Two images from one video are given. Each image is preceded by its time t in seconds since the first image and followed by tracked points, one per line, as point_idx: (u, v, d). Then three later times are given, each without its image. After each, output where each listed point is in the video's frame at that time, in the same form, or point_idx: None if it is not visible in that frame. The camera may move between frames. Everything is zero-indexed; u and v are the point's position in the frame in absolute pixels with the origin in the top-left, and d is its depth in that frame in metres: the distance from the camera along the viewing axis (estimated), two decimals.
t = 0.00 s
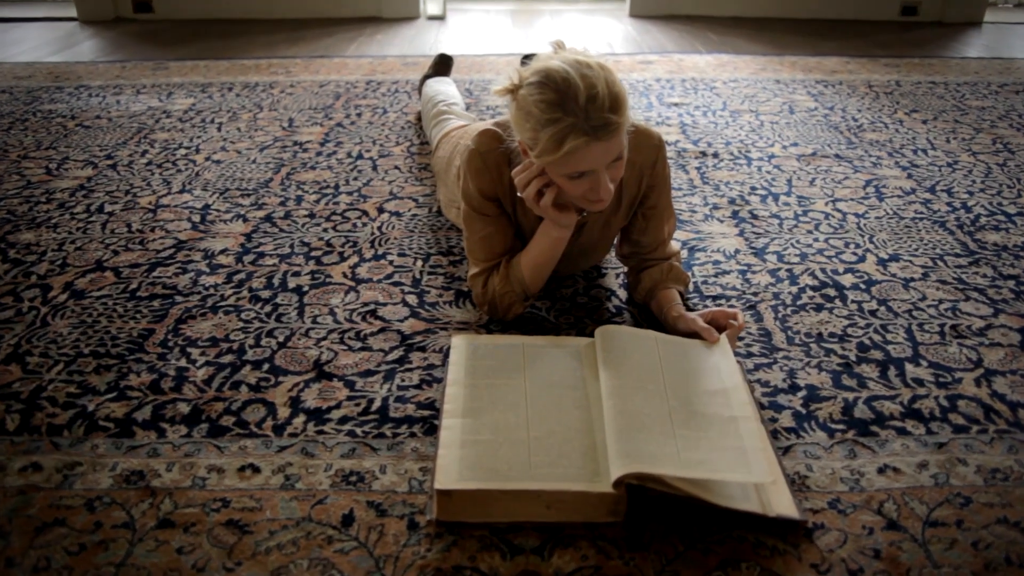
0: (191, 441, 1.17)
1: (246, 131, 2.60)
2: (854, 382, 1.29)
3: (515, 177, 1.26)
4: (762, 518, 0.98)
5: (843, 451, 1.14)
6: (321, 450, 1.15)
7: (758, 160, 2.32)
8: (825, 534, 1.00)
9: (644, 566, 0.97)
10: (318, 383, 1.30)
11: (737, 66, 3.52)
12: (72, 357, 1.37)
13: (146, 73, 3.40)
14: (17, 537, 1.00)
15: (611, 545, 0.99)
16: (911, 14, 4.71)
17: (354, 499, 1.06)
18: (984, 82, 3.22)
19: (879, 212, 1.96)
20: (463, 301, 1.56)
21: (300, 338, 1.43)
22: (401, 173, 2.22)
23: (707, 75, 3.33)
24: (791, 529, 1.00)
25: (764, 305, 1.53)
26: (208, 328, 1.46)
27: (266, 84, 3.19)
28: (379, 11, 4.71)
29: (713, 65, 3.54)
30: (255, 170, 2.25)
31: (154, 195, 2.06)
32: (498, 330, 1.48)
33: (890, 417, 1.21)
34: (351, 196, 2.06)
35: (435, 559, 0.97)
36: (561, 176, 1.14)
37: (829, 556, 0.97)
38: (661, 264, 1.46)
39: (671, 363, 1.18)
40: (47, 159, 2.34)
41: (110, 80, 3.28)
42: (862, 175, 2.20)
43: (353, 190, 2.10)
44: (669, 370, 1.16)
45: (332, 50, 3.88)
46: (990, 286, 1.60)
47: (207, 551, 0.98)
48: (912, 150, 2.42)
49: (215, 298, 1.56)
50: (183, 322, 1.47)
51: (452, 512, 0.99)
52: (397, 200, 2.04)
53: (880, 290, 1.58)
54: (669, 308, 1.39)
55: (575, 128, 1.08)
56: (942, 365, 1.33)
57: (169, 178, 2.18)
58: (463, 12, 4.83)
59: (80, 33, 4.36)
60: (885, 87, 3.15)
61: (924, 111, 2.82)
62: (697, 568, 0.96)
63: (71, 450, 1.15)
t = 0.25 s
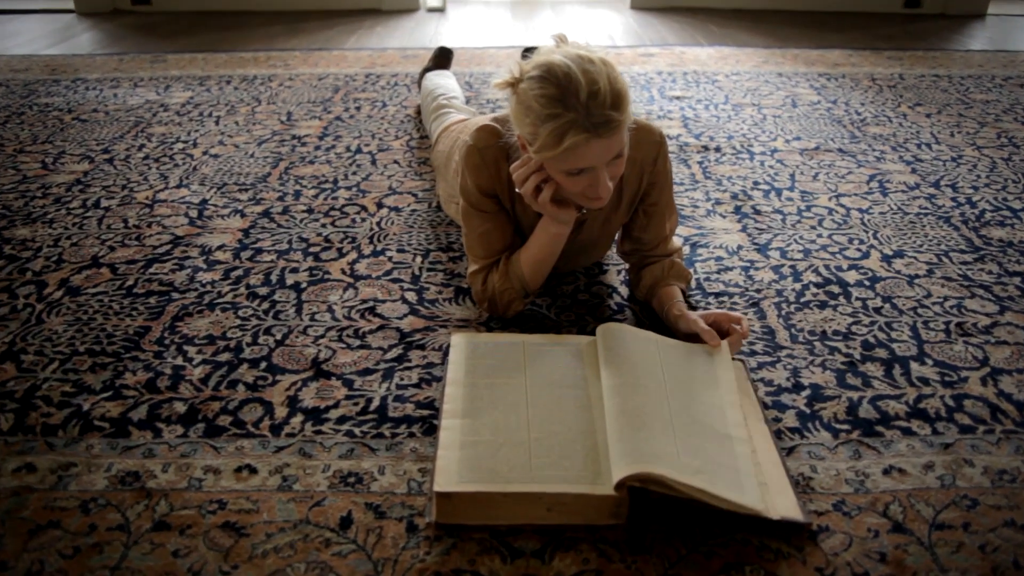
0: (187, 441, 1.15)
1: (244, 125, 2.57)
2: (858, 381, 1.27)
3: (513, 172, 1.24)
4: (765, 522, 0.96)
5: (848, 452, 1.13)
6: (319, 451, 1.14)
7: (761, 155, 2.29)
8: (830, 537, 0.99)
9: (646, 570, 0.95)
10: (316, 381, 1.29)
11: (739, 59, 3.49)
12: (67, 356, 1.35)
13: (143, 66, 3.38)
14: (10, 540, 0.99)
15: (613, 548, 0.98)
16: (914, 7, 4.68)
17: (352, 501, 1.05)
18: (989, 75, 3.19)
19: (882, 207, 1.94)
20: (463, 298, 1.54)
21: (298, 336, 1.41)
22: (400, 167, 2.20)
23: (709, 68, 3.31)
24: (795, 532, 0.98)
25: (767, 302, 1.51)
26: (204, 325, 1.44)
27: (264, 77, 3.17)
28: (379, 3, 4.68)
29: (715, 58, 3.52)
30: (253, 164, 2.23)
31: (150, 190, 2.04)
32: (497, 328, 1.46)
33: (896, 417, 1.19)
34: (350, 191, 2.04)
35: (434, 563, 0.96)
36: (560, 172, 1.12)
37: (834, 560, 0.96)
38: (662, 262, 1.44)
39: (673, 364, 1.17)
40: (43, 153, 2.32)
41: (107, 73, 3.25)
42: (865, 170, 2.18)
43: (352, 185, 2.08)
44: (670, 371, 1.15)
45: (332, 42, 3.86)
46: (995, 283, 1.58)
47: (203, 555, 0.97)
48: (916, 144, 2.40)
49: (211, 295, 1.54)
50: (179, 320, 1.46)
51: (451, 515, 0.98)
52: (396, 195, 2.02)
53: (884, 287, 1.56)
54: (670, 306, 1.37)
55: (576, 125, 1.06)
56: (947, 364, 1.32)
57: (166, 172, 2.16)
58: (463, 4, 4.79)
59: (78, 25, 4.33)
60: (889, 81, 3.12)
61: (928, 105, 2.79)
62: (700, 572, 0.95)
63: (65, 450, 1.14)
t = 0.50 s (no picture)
0: (184, 441, 1.14)
1: (242, 119, 2.55)
2: (863, 380, 1.26)
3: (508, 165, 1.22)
4: (768, 525, 0.95)
5: (852, 452, 1.11)
6: (317, 451, 1.12)
7: (763, 150, 2.27)
8: (835, 539, 0.98)
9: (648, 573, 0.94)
10: (314, 380, 1.27)
11: (741, 52, 3.47)
12: (63, 354, 1.34)
13: (141, 60, 3.35)
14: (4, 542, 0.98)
15: (615, 551, 0.97)
16: None
17: (351, 502, 1.04)
18: (992, 69, 3.17)
19: (886, 203, 1.92)
20: (463, 296, 1.53)
21: (296, 334, 1.40)
22: (400, 162, 2.18)
23: (711, 62, 3.28)
24: (799, 535, 0.97)
25: (770, 300, 1.50)
26: (202, 323, 1.43)
27: (263, 71, 3.14)
28: None
29: (716, 51, 3.49)
30: (251, 159, 2.21)
31: (147, 185, 2.03)
32: (497, 325, 1.44)
33: (901, 416, 1.18)
34: (349, 187, 2.02)
35: (433, 566, 0.95)
36: (553, 168, 1.11)
37: (838, 563, 0.94)
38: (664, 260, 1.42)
39: (674, 366, 1.15)
40: (39, 148, 2.30)
41: (104, 67, 3.23)
42: (868, 165, 2.16)
43: (351, 180, 2.07)
44: (671, 373, 1.13)
45: (330, 36, 3.83)
46: (1001, 280, 1.56)
47: (199, 557, 0.96)
48: (920, 139, 2.38)
49: (209, 292, 1.53)
50: (176, 318, 1.44)
51: (450, 518, 0.96)
52: (396, 191, 2.00)
53: (889, 285, 1.54)
54: (672, 304, 1.36)
55: (571, 122, 1.05)
56: (952, 363, 1.30)
57: (163, 167, 2.14)
58: None
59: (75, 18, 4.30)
60: (892, 75, 3.10)
61: (932, 99, 2.77)
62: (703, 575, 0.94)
63: (60, 450, 1.12)
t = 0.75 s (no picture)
0: (181, 441, 1.13)
1: (240, 114, 2.54)
2: (867, 379, 1.25)
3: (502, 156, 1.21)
4: (771, 528, 0.94)
5: (856, 452, 1.10)
6: (316, 451, 1.11)
7: (765, 145, 2.26)
8: (839, 541, 0.97)
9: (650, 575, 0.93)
10: (312, 379, 1.26)
11: (743, 46, 3.44)
12: (59, 353, 1.33)
13: (139, 53, 3.33)
14: None
15: (616, 553, 0.96)
16: None
17: (349, 503, 1.03)
18: (996, 63, 3.14)
19: (889, 199, 1.91)
20: (462, 293, 1.51)
21: (294, 332, 1.38)
22: (399, 157, 2.17)
23: (712, 56, 3.26)
24: (803, 537, 0.96)
25: (773, 297, 1.48)
26: (199, 321, 1.42)
27: (261, 65, 3.12)
28: None
29: (718, 45, 3.47)
30: (250, 154, 2.19)
31: (145, 181, 2.01)
32: (497, 323, 1.43)
33: (905, 416, 1.17)
34: (348, 182, 2.01)
35: (432, 569, 0.94)
36: (544, 162, 1.10)
37: (842, 566, 0.93)
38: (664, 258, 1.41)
39: (676, 366, 1.14)
40: (36, 143, 2.28)
41: (102, 61, 3.21)
42: (871, 160, 2.15)
43: (350, 175, 2.05)
44: (673, 374, 1.12)
45: (329, 29, 3.81)
46: (1005, 278, 1.55)
47: (196, 559, 0.95)
48: (923, 134, 2.36)
49: (206, 289, 1.51)
50: (173, 315, 1.43)
51: (449, 520, 0.95)
52: (395, 186, 1.99)
53: (892, 282, 1.53)
54: (673, 302, 1.35)
55: (565, 119, 1.03)
56: (957, 362, 1.29)
57: (161, 163, 2.13)
58: None
59: (72, 11, 4.28)
60: (895, 69, 3.08)
61: (935, 94, 2.75)
62: None
63: (56, 450, 1.11)
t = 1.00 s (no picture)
0: (178, 440, 1.12)
1: (239, 109, 2.52)
2: (870, 378, 1.24)
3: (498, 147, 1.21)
4: (774, 529, 0.93)
5: (859, 452, 1.09)
6: (314, 451, 1.10)
7: (767, 140, 2.24)
8: (842, 543, 0.96)
9: None
10: (311, 377, 1.25)
11: (745, 40, 3.42)
12: (56, 351, 1.32)
13: (137, 48, 3.31)
14: None
15: (618, 554, 0.95)
16: None
17: (348, 503, 1.02)
18: (999, 58, 3.13)
19: (892, 195, 1.89)
20: (462, 291, 1.50)
21: (293, 330, 1.37)
22: (398, 153, 2.15)
23: (714, 51, 3.24)
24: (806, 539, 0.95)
25: (775, 294, 1.47)
26: (197, 318, 1.41)
27: (260, 60, 3.10)
28: None
29: (720, 39, 3.45)
30: (248, 150, 2.18)
31: (142, 176, 2.00)
32: (497, 321, 1.42)
33: (908, 415, 1.16)
34: (347, 178, 2.00)
35: (432, 570, 0.93)
36: (537, 156, 1.09)
37: (846, 567, 0.92)
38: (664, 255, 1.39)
39: (675, 365, 1.13)
40: (33, 138, 2.27)
41: (99, 55, 3.19)
42: (874, 156, 2.13)
43: (349, 171, 2.04)
44: (674, 373, 1.11)
45: (328, 24, 3.78)
46: (1009, 275, 1.54)
47: (193, 561, 0.94)
48: (926, 129, 2.34)
49: (204, 287, 1.50)
50: (171, 313, 1.42)
51: (449, 521, 0.94)
52: (394, 182, 1.97)
53: (895, 279, 1.52)
54: (671, 297, 1.33)
55: (560, 115, 1.02)
56: (960, 360, 1.28)
57: (159, 158, 2.11)
58: None
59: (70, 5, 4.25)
60: (898, 64, 3.05)
61: (938, 89, 2.73)
62: None
63: (52, 450, 1.10)
